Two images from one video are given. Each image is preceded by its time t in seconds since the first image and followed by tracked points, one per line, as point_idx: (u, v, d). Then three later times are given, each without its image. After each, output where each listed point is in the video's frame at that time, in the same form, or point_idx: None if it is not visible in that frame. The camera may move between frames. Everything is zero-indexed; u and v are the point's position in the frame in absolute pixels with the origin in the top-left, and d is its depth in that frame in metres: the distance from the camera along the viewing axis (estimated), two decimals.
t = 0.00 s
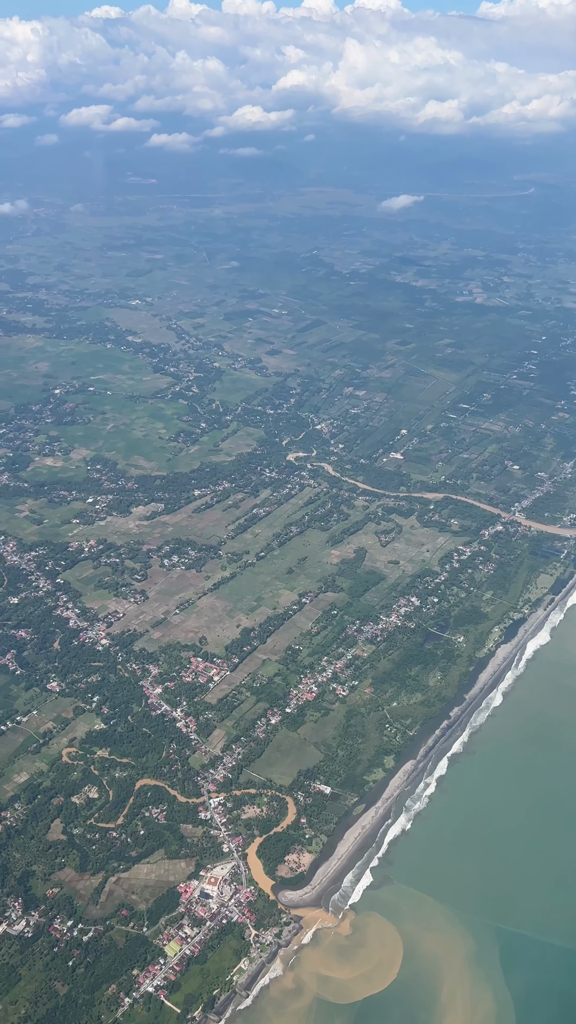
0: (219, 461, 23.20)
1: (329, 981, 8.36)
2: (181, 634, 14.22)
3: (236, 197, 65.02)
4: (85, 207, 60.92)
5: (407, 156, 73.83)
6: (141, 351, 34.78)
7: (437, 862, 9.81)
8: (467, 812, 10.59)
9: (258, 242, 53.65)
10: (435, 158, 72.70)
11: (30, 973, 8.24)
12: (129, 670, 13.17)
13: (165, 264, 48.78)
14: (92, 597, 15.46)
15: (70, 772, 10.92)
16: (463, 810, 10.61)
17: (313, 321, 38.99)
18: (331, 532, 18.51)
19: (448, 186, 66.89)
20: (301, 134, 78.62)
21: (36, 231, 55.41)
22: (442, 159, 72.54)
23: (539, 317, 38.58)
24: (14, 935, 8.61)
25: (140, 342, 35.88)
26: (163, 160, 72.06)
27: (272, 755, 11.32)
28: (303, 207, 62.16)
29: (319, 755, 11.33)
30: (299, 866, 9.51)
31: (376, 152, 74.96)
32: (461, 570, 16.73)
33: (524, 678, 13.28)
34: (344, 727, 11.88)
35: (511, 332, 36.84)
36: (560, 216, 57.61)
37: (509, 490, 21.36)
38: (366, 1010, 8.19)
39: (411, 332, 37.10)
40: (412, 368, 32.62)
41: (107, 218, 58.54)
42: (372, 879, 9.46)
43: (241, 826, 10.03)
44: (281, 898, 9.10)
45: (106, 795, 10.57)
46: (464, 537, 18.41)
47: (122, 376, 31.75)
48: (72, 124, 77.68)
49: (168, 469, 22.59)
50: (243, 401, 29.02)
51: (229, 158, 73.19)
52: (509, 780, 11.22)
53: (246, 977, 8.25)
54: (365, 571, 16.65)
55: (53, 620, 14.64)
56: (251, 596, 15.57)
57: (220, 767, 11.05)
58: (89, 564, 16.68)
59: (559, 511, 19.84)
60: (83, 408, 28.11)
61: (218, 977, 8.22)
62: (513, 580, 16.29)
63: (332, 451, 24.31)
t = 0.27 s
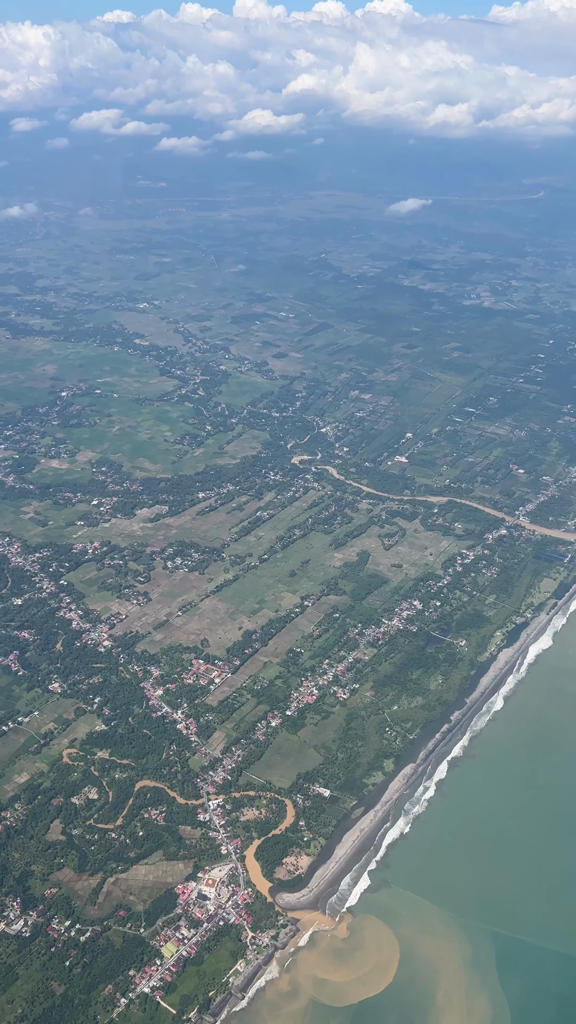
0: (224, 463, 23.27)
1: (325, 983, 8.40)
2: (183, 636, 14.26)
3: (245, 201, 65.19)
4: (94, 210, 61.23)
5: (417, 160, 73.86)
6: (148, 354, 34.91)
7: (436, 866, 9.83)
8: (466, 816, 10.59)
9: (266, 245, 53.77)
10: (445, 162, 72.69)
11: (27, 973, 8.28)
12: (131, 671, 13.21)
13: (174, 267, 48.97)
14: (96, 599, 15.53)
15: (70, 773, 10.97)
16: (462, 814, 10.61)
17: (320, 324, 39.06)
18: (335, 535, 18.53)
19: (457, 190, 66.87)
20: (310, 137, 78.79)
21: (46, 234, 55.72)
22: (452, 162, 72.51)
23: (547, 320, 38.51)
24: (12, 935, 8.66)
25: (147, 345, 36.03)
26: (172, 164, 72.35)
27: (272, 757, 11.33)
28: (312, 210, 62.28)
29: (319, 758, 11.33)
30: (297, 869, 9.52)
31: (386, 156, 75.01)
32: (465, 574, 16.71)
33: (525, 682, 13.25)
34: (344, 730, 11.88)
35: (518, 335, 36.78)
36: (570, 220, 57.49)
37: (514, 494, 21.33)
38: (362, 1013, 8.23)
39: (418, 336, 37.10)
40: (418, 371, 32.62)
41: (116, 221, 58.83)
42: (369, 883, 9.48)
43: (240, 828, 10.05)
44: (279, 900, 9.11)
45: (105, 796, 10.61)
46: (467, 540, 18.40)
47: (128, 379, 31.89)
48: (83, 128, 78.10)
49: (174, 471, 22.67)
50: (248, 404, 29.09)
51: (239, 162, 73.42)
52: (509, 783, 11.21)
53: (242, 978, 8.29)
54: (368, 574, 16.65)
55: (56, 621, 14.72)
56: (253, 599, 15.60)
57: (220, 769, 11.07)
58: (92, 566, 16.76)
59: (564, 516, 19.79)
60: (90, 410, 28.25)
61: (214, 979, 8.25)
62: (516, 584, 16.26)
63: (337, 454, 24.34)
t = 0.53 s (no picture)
0: (228, 466, 23.33)
1: (320, 985, 8.42)
2: (184, 638, 14.31)
3: (253, 204, 65.37)
4: (102, 213, 61.51)
5: (425, 163, 73.88)
6: (154, 356, 35.04)
7: (434, 868, 9.84)
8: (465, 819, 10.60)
9: (273, 249, 53.88)
10: (453, 166, 72.66)
11: (23, 972, 8.33)
12: (132, 672, 13.26)
13: (181, 270, 49.15)
14: (98, 600, 15.59)
15: (70, 773, 11.02)
16: (461, 817, 10.62)
17: (326, 328, 39.11)
18: (337, 537, 18.56)
19: (464, 193, 66.86)
20: (319, 141, 78.96)
21: (54, 237, 56.02)
22: (461, 166, 72.46)
23: (553, 324, 38.45)
24: (9, 935, 8.71)
25: (154, 347, 36.16)
26: (181, 168, 72.60)
27: (271, 760, 11.34)
28: (319, 214, 62.38)
29: (318, 761, 11.34)
30: (294, 870, 9.54)
31: (394, 159, 75.07)
32: (467, 577, 16.71)
33: (526, 686, 13.23)
34: (343, 733, 11.89)
35: (525, 339, 36.74)
36: None
37: (517, 497, 21.30)
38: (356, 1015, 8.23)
39: (424, 339, 37.10)
40: (424, 375, 32.61)
41: (124, 225, 59.08)
42: (366, 885, 9.50)
43: (238, 830, 10.07)
44: (275, 902, 9.13)
45: (104, 796, 10.67)
46: (470, 544, 18.38)
47: (134, 382, 32.01)
48: (92, 131, 78.48)
49: (178, 473, 22.76)
50: (253, 407, 29.15)
51: (247, 165, 73.62)
52: (508, 787, 11.21)
53: (238, 980, 8.32)
54: (370, 577, 16.67)
55: (58, 622, 14.79)
56: (255, 601, 15.64)
57: (219, 771, 11.10)
58: (95, 567, 16.84)
59: (567, 520, 19.76)
60: (95, 412, 28.39)
61: (210, 980, 8.28)
62: (517, 588, 16.24)
63: (341, 457, 24.37)
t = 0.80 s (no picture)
0: (231, 468, 23.37)
1: (315, 987, 8.42)
2: (185, 640, 14.34)
3: (259, 207, 65.47)
4: (109, 216, 61.71)
5: (432, 166, 73.87)
6: (159, 359, 35.15)
7: (432, 872, 9.84)
8: (464, 822, 10.60)
9: (279, 251, 53.96)
10: (461, 169, 72.61)
11: (20, 970, 8.37)
12: (132, 674, 13.31)
13: (187, 273, 49.27)
14: (99, 601, 15.65)
15: (69, 774, 11.07)
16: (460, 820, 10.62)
17: (331, 330, 39.13)
18: (339, 540, 18.58)
19: (471, 196, 66.80)
20: (326, 143, 79.05)
21: (61, 239, 56.25)
22: (468, 169, 72.41)
23: (559, 327, 38.39)
24: (6, 934, 8.75)
25: (159, 350, 36.27)
26: (188, 171, 72.78)
27: (269, 761, 11.36)
28: (325, 217, 62.44)
29: (316, 763, 11.35)
30: (291, 872, 9.55)
31: (401, 162, 75.07)
32: (468, 580, 16.69)
33: (526, 690, 13.21)
34: (342, 735, 11.90)
35: (530, 342, 36.69)
36: None
37: (520, 501, 21.27)
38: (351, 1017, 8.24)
39: (428, 342, 37.09)
40: (428, 377, 32.61)
41: (131, 227, 59.26)
42: (362, 888, 9.51)
43: (235, 832, 10.09)
44: (271, 904, 9.15)
45: (103, 796, 10.71)
46: (471, 547, 18.37)
47: (139, 384, 32.11)
48: (100, 134, 78.76)
49: (181, 475, 22.81)
50: (257, 409, 29.21)
51: (254, 168, 73.76)
52: (507, 790, 11.20)
53: (233, 981, 8.34)
54: (371, 579, 16.67)
55: (60, 623, 14.85)
56: (255, 603, 15.66)
57: (217, 772, 11.13)
58: (97, 568, 16.90)
59: (569, 523, 19.73)
60: (100, 414, 28.49)
61: (205, 981, 8.30)
62: (519, 592, 16.21)
63: (344, 460, 24.39)
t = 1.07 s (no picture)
0: (234, 470, 23.42)
1: (308, 988, 8.43)
2: (184, 641, 14.38)
3: (265, 210, 65.57)
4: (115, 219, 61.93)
5: (438, 169, 73.88)
6: (163, 361, 35.25)
7: (428, 875, 9.84)
8: (461, 825, 10.59)
9: (285, 254, 54.03)
10: (467, 172, 72.58)
11: (15, 969, 8.41)
12: (131, 675, 13.35)
13: (192, 275, 49.38)
14: (100, 602, 15.71)
15: (67, 774, 11.12)
16: (457, 823, 10.62)
17: (336, 333, 39.16)
18: (340, 542, 18.60)
19: (477, 199, 66.77)
20: (332, 146, 79.15)
21: (67, 241, 56.46)
22: (474, 172, 72.38)
23: (564, 330, 38.33)
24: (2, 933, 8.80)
25: (163, 352, 36.37)
26: (194, 174, 72.97)
27: (266, 763, 11.38)
28: (331, 219, 62.50)
29: (313, 765, 11.37)
30: (286, 874, 9.58)
31: (407, 166, 75.09)
32: (468, 583, 16.68)
33: (524, 693, 13.20)
34: (340, 737, 11.92)
35: (534, 345, 36.66)
36: None
37: (522, 504, 21.25)
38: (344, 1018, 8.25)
39: (432, 345, 37.09)
40: (432, 380, 32.59)
41: (137, 229, 59.45)
42: (358, 889, 9.52)
43: (231, 833, 10.12)
44: (266, 905, 9.17)
45: (100, 797, 10.75)
46: (472, 550, 18.34)
47: (143, 386, 32.21)
48: (107, 137, 79.05)
49: (183, 477, 22.87)
50: (260, 411, 29.27)
51: (260, 171, 73.90)
52: (505, 794, 11.19)
53: (227, 981, 8.37)
54: (371, 582, 16.69)
55: (60, 623, 14.92)
56: (255, 605, 15.69)
57: (215, 773, 11.15)
58: (98, 569, 16.96)
59: (570, 527, 19.70)
60: (103, 416, 28.59)
61: (199, 981, 8.33)
62: (519, 595, 16.20)
63: (346, 462, 24.41)
